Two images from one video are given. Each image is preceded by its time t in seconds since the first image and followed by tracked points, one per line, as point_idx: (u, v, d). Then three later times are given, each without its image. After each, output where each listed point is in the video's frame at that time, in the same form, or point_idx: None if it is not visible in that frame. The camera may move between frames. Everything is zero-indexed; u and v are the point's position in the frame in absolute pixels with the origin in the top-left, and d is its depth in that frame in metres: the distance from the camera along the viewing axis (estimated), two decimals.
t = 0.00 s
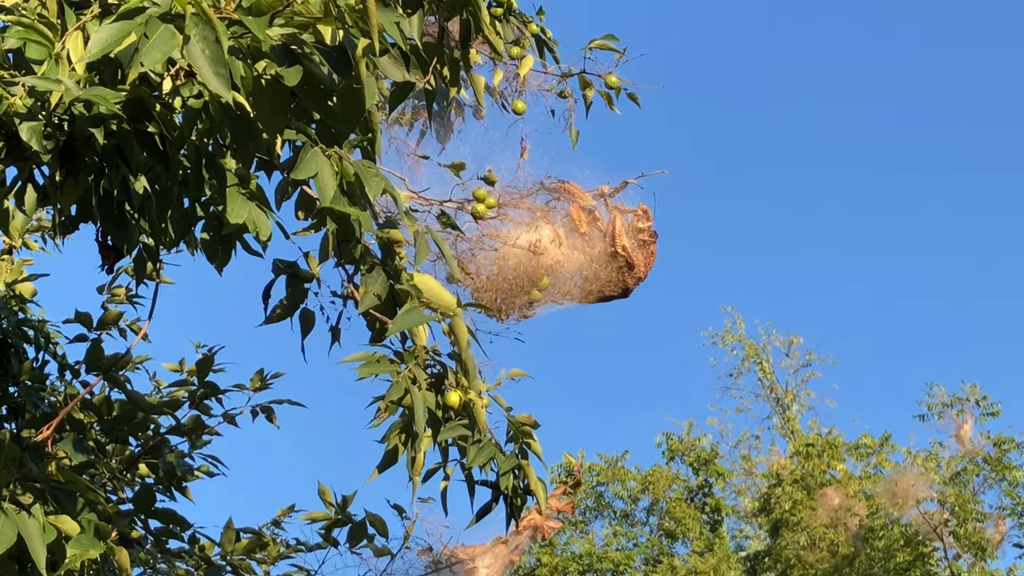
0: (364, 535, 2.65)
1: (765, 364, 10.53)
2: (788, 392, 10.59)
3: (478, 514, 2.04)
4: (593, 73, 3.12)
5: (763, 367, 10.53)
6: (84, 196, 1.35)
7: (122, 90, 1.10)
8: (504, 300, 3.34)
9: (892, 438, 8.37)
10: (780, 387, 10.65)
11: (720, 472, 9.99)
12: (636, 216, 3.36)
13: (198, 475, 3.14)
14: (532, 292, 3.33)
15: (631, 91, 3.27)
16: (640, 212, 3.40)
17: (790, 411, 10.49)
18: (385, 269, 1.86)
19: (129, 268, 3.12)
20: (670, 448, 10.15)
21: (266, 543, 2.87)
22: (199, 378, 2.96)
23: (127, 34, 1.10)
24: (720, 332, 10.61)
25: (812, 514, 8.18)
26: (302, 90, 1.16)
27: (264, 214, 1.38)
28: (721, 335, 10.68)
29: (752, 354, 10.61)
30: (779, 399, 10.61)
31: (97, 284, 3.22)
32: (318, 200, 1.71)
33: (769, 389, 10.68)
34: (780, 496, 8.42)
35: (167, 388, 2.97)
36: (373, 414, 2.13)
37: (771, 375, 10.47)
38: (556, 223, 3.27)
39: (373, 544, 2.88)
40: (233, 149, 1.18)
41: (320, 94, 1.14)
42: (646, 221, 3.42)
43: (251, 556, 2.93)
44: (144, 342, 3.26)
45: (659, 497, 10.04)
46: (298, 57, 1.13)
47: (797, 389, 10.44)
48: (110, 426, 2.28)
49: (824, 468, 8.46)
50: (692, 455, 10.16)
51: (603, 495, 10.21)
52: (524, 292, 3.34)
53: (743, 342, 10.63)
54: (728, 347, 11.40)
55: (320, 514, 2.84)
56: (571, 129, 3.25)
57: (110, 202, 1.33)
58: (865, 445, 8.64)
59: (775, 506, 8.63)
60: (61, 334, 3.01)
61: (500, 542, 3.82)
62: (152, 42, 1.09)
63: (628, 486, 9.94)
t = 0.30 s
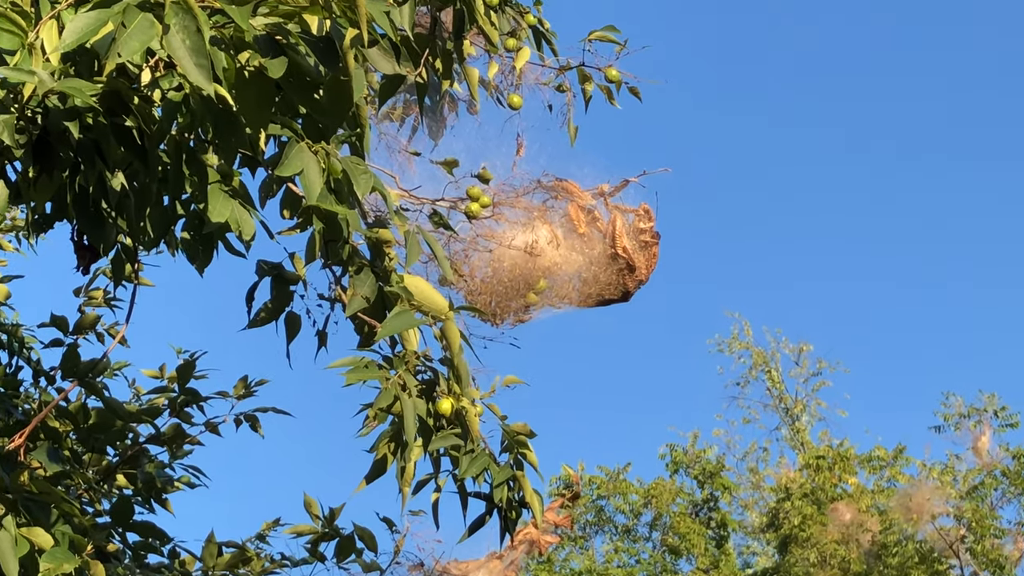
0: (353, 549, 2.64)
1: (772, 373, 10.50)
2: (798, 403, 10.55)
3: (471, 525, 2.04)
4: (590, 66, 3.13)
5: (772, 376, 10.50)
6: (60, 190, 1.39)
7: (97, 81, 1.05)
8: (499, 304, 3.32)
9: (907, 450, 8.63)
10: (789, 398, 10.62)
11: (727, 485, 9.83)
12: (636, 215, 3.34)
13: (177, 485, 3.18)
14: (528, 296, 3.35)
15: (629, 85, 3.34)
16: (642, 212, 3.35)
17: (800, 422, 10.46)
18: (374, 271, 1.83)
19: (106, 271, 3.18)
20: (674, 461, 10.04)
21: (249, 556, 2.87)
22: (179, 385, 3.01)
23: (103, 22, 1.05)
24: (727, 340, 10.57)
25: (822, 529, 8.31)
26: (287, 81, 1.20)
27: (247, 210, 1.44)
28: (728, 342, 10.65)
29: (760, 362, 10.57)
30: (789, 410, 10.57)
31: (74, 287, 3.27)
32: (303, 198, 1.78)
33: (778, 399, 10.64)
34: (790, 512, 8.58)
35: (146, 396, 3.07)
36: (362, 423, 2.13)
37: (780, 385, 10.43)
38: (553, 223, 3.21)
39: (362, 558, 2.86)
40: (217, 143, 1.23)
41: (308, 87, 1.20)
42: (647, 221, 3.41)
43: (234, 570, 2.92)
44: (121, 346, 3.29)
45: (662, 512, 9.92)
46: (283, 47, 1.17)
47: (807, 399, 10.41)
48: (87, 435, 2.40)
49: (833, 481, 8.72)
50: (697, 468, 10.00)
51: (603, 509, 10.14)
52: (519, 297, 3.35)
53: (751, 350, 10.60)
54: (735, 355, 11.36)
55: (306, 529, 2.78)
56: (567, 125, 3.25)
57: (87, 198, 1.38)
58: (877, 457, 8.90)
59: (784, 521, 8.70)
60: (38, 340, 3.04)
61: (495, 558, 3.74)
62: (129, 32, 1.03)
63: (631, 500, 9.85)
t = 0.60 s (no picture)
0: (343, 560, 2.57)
1: (779, 378, 10.47)
2: (806, 409, 10.52)
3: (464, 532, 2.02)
4: (588, 59, 3.11)
5: (780, 381, 10.46)
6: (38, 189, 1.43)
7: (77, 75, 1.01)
8: (495, 305, 3.29)
9: (917, 459, 8.66)
10: (797, 403, 10.58)
11: (732, 493, 9.67)
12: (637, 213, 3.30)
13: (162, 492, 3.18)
14: (524, 296, 3.30)
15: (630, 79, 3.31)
16: (642, 210, 3.31)
17: (809, 428, 10.42)
18: (363, 271, 1.80)
19: (89, 272, 3.18)
20: (678, 468, 9.96)
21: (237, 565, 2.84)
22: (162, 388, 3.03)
23: (84, 13, 1.01)
24: (734, 344, 10.54)
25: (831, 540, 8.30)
26: (276, 74, 1.26)
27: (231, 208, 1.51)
28: (734, 346, 10.61)
29: (767, 367, 10.53)
30: (797, 416, 10.54)
31: (55, 288, 3.26)
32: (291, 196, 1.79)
33: (786, 405, 10.60)
34: (798, 521, 8.51)
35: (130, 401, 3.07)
36: (353, 428, 2.13)
37: (788, 390, 10.39)
38: (550, 221, 3.18)
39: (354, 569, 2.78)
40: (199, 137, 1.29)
41: (296, 80, 1.27)
42: (647, 220, 3.35)
43: None
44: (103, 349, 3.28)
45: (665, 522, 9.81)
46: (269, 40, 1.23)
47: (815, 405, 10.38)
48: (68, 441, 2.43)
49: (842, 490, 8.70)
50: (702, 476, 9.86)
51: (605, 518, 10.06)
52: (516, 296, 3.30)
53: (758, 354, 10.56)
54: (741, 359, 11.31)
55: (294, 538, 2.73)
56: (565, 119, 3.22)
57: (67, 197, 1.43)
58: (887, 465, 8.88)
59: (792, 531, 8.61)
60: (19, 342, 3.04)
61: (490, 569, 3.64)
62: (110, 24, 0.99)
63: (633, 509, 9.78)
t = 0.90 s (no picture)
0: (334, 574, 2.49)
1: (788, 384, 10.43)
2: (817, 415, 10.49)
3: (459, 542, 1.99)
4: (587, 53, 3.08)
5: (789, 386, 10.42)
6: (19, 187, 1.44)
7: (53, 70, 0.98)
8: (491, 308, 3.25)
9: (932, 466, 8.64)
10: (807, 410, 10.54)
11: (740, 503, 9.58)
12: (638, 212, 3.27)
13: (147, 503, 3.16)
14: (523, 298, 3.26)
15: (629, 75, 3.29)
16: (643, 209, 3.30)
17: (819, 435, 10.39)
18: (354, 274, 1.79)
19: (71, 275, 3.16)
20: (683, 477, 9.88)
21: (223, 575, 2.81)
22: (149, 397, 3.03)
23: (62, 6, 0.97)
24: (742, 349, 10.49)
25: (844, 551, 8.24)
26: (262, 68, 1.25)
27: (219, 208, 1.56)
28: (742, 351, 10.56)
29: (776, 372, 10.49)
30: (807, 423, 10.49)
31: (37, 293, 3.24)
32: (278, 196, 1.77)
33: (796, 411, 10.55)
34: (809, 532, 8.45)
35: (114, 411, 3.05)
36: (345, 436, 2.10)
37: (798, 396, 10.36)
38: (548, 221, 3.16)
39: None
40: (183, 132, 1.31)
41: (283, 75, 1.26)
42: (648, 219, 3.34)
43: None
44: (86, 354, 3.25)
45: (671, 533, 9.67)
46: (255, 34, 1.23)
47: (826, 411, 10.34)
48: (50, 451, 2.46)
49: (855, 499, 8.65)
50: (709, 485, 9.78)
51: (608, 529, 9.92)
52: (514, 299, 3.26)
53: (767, 359, 10.50)
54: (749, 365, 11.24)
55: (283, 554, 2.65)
56: (563, 115, 3.19)
57: (45, 197, 1.43)
58: (901, 473, 8.86)
59: (802, 543, 8.57)
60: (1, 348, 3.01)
61: None
62: (90, 20, 0.96)
63: (638, 520, 9.72)
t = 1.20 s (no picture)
0: None
1: (795, 386, 10.40)
2: (824, 418, 10.46)
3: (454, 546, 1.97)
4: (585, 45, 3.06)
5: (796, 388, 10.39)
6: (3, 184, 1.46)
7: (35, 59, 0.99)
8: (487, 307, 3.19)
9: (943, 470, 8.62)
10: (815, 413, 10.51)
11: (746, 508, 9.54)
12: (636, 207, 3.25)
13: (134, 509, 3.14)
14: (520, 296, 3.22)
15: (628, 68, 3.26)
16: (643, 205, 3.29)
17: (827, 438, 10.37)
18: (345, 272, 1.76)
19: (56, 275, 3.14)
20: (688, 482, 9.84)
21: None
22: (135, 399, 3.02)
23: None
24: (748, 350, 10.45)
25: (852, 556, 8.13)
26: (251, 60, 1.28)
27: (205, 205, 1.54)
28: (749, 352, 10.54)
29: (783, 373, 10.47)
30: (815, 425, 10.47)
31: (21, 293, 3.22)
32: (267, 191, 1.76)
33: (804, 414, 10.52)
34: (816, 537, 8.41)
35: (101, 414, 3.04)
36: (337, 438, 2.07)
37: (805, 398, 10.34)
38: (545, 218, 3.15)
39: None
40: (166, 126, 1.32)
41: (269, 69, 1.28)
42: (648, 216, 3.33)
43: None
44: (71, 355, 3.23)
45: (674, 538, 9.63)
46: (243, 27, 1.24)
47: (834, 414, 10.30)
48: (34, 454, 2.45)
49: (863, 504, 8.66)
50: (714, 489, 9.73)
51: (610, 535, 9.88)
52: (511, 297, 3.22)
53: (773, 360, 10.47)
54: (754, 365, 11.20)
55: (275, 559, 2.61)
56: (561, 108, 3.16)
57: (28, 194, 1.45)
58: (911, 477, 8.84)
59: (810, 548, 8.49)
60: None
61: None
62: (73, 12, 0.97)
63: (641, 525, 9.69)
